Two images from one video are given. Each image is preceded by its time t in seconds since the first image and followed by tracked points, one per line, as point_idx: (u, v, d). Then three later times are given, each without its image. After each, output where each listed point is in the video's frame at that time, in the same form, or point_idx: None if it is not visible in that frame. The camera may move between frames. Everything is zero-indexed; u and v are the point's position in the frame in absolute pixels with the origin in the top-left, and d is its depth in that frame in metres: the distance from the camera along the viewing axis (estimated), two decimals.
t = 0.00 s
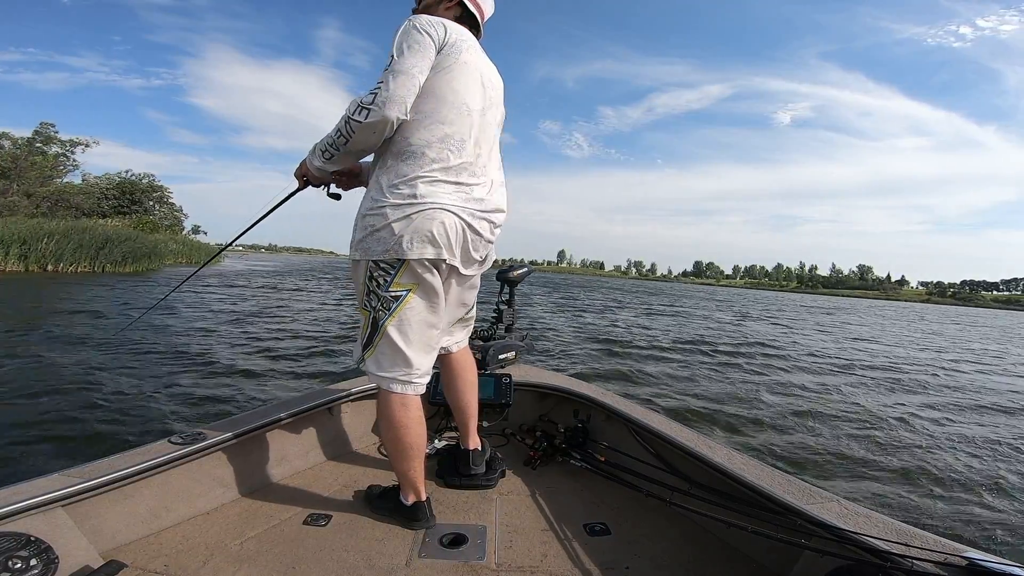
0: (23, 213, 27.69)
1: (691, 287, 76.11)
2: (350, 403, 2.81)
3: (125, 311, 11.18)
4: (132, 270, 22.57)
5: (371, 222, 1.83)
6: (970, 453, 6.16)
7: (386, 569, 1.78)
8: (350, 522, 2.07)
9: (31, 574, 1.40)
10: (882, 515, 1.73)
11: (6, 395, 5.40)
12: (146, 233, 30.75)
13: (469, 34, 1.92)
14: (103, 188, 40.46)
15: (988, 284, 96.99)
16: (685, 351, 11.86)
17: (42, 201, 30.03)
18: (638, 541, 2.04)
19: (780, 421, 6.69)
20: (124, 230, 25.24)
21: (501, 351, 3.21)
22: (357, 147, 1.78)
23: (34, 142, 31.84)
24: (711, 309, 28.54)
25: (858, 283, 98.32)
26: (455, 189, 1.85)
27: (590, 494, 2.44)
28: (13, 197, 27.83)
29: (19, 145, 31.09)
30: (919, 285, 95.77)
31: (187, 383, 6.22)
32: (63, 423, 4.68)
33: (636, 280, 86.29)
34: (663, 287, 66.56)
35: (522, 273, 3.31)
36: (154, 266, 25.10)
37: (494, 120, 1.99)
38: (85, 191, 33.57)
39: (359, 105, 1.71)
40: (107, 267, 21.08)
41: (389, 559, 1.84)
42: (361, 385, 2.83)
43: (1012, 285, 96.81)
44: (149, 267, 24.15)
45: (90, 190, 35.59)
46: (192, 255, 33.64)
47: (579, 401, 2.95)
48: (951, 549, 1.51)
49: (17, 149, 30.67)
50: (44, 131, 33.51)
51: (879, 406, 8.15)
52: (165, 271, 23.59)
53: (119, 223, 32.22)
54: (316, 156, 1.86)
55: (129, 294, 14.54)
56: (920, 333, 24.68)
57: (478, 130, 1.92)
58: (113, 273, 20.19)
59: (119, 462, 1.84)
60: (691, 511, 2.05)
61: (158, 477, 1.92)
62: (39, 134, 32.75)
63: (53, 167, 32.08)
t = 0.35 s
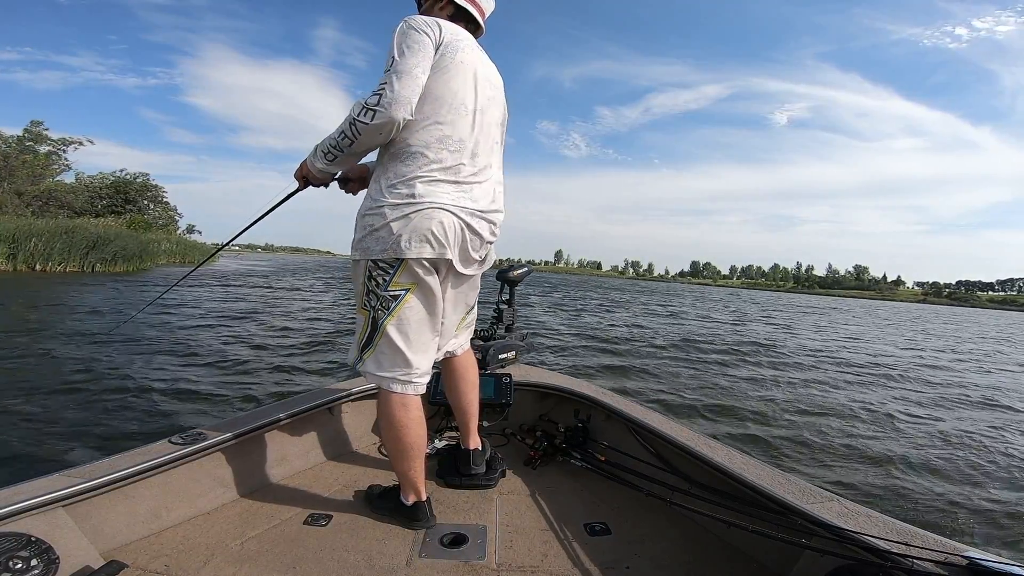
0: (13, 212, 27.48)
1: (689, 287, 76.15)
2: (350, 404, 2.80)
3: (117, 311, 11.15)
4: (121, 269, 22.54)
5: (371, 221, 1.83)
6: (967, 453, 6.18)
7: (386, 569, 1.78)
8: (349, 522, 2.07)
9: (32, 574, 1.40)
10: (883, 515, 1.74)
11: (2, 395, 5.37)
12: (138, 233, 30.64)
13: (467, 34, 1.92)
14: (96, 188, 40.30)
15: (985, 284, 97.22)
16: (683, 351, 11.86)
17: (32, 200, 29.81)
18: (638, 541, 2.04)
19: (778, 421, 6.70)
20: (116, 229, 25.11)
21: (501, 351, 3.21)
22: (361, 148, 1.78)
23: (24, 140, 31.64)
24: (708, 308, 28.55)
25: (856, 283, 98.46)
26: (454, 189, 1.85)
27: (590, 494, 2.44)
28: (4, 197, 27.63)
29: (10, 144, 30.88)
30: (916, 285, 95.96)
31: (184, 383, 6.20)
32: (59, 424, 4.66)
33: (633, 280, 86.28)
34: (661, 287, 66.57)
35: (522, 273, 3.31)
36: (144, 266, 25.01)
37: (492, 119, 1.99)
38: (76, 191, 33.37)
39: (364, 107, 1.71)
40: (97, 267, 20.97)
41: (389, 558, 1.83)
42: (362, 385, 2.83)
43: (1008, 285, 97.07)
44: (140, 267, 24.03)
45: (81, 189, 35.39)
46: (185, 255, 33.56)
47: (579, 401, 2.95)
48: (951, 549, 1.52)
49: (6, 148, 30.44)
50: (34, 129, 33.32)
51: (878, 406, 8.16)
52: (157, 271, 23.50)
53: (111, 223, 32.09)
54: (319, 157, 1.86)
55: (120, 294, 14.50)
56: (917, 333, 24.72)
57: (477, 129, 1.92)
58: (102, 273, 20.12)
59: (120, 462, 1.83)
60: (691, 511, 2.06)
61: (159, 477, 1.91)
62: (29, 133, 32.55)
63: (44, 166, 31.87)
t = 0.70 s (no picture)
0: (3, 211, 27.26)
1: (687, 288, 76.19)
2: (350, 403, 2.80)
3: (108, 312, 11.11)
4: (110, 269, 22.46)
5: (369, 222, 1.83)
6: (964, 453, 6.20)
7: (386, 569, 1.78)
8: (349, 522, 2.06)
9: (31, 573, 1.40)
10: (883, 515, 1.74)
11: None
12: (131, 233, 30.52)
13: (463, 34, 1.91)
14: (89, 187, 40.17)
15: (982, 284, 97.51)
16: (680, 351, 11.86)
17: (23, 199, 29.59)
18: (637, 541, 2.05)
19: (776, 422, 6.70)
20: (108, 229, 24.97)
21: (501, 351, 3.21)
22: (360, 150, 1.78)
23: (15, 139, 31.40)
24: (705, 309, 28.57)
25: (853, 283, 98.66)
26: (453, 189, 1.85)
27: (590, 494, 2.45)
28: None
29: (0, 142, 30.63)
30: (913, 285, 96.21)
31: (180, 383, 6.18)
32: (54, 424, 4.64)
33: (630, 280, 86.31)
34: (659, 287, 66.60)
35: (522, 273, 3.31)
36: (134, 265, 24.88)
37: (490, 120, 1.99)
38: (68, 190, 33.13)
39: (362, 109, 1.71)
40: (86, 267, 20.85)
41: (388, 558, 1.84)
42: (361, 385, 2.82)
43: (1004, 286, 97.39)
44: (131, 266, 23.91)
45: (73, 189, 35.17)
46: (178, 255, 33.42)
47: (579, 400, 2.96)
48: (951, 549, 1.52)
49: None
50: (25, 128, 33.08)
51: (875, 407, 8.18)
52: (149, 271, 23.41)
53: (104, 222, 31.93)
54: (317, 159, 1.86)
55: (112, 294, 14.42)
56: (913, 333, 24.79)
57: (475, 130, 1.92)
58: (90, 273, 20.02)
59: (119, 462, 1.83)
60: (691, 511, 2.06)
61: (158, 477, 1.91)
62: (20, 132, 32.31)
63: (35, 165, 31.64)
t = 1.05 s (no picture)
0: None
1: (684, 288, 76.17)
2: (349, 404, 2.80)
3: (100, 312, 11.05)
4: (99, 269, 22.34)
5: (364, 221, 1.83)
6: (960, 453, 6.23)
7: (386, 569, 1.77)
8: (349, 522, 2.06)
9: (30, 573, 1.39)
10: (882, 516, 1.75)
11: None
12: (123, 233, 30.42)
13: (453, 33, 1.91)
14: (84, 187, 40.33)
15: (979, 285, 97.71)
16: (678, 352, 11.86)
17: (14, 198, 29.39)
18: (637, 542, 2.05)
19: (773, 422, 6.70)
20: (99, 228, 24.82)
21: (501, 351, 3.21)
22: (353, 150, 1.78)
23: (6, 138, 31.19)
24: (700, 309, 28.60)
25: (850, 284, 98.86)
26: (448, 188, 1.85)
27: (590, 494, 2.45)
28: None
29: None
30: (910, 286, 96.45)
31: (175, 383, 6.15)
32: (50, 424, 4.62)
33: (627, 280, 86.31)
34: (656, 287, 66.64)
35: (522, 273, 3.31)
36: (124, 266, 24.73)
37: (483, 118, 1.98)
38: (60, 189, 32.93)
39: (354, 109, 1.71)
40: (74, 267, 20.71)
41: (388, 558, 1.83)
42: (360, 385, 2.83)
43: (1001, 286, 97.58)
44: (122, 267, 23.77)
45: (65, 188, 34.95)
46: (171, 255, 33.26)
47: (579, 401, 2.96)
48: (950, 550, 1.53)
49: None
50: (16, 128, 32.84)
51: (871, 407, 8.21)
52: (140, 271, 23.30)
53: (96, 222, 31.73)
54: (311, 160, 1.86)
55: (105, 294, 14.34)
56: (907, 332, 24.90)
57: (468, 129, 1.91)
58: (79, 273, 19.91)
59: (119, 461, 1.82)
60: (691, 511, 2.06)
61: (157, 476, 1.91)
62: (11, 131, 32.13)
63: (27, 164, 31.42)
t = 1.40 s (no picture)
0: None
1: (681, 288, 76.19)
2: (349, 404, 2.80)
3: (93, 312, 11.00)
4: (88, 269, 22.23)
5: (361, 222, 1.83)
6: (957, 452, 6.24)
7: (386, 569, 1.77)
8: (349, 522, 2.06)
9: (30, 574, 1.39)
10: (882, 516, 1.75)
11: None
12: (115, 232, 30.29)
13: (446, 32, 1.90)
14: (76, 186, 40.19)
15: (977, 284, 97.85)
16: (676, 351, 11.87)
17: (6, 198, 29.24)
18: (637, 542, 2.05)
19: (770, 422, 6.70)
20: (90, 227, 24.71)
21: (501, 351, 3.21)
22: (350, 151, 1.77)
23: None
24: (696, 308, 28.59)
25: (844, 283, 98.82)
26: (444, 188, 1.85)
27: (591, 494, 2.45)
28: None
29: None
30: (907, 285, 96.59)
31: (171, 383, 6.14)
32: (48, 424, 4.61)
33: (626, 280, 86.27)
34: (653, 286, 66.58)
35: (522, 273, 3.31)
36: (115, 265, 24.60)
37: (478, 117, 1.98)
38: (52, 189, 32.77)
39: (349, 109, 1.71)
40: (63, 267, 20.61)
41: (388, 558, 1.83)
42: (360, 385, 2.83)
43: (999, 286, 97.81)
44: (114, 267, 23.66)
45: (57, 188, 34.77)
46: (165, 254, 33.13)
47: (579, 401, 2.96)
48: (951, 550, 1.53)
49: None
50: (8, 127, 32.67)
51: (868, 406, 8.21)
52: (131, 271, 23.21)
53: (87, 221, 31.59)
54: (309, 163, 1.85)
55: (98, 294, 14.27)
56: (903, 332, 24.91)
57: (463, 128, 1.91)
58: (69, 273, 19.82)
59: (119, 462, 1.82)
60: (691, 511, 2.06)
61: (157, 477, 1.91)
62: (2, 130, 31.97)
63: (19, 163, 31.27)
